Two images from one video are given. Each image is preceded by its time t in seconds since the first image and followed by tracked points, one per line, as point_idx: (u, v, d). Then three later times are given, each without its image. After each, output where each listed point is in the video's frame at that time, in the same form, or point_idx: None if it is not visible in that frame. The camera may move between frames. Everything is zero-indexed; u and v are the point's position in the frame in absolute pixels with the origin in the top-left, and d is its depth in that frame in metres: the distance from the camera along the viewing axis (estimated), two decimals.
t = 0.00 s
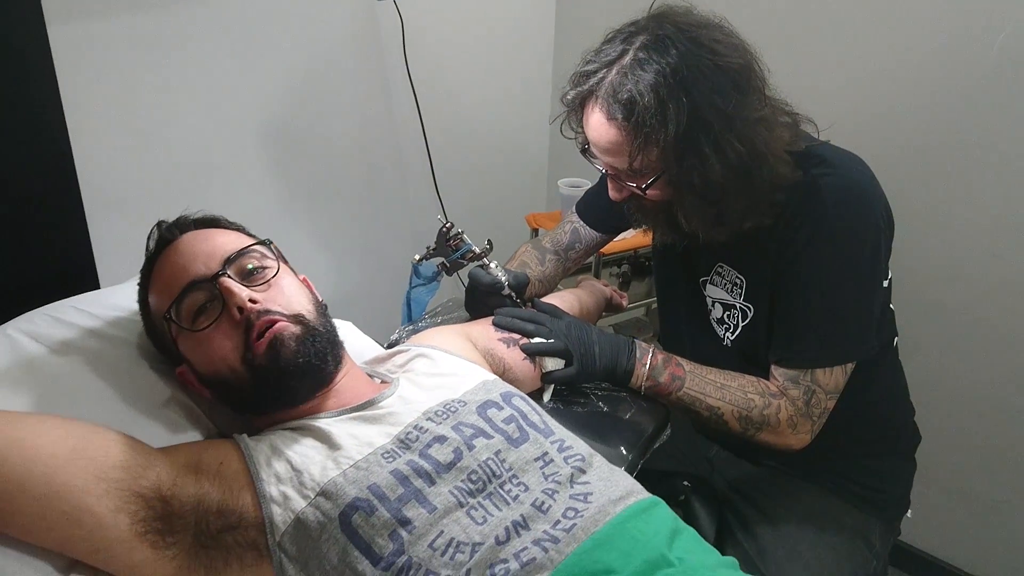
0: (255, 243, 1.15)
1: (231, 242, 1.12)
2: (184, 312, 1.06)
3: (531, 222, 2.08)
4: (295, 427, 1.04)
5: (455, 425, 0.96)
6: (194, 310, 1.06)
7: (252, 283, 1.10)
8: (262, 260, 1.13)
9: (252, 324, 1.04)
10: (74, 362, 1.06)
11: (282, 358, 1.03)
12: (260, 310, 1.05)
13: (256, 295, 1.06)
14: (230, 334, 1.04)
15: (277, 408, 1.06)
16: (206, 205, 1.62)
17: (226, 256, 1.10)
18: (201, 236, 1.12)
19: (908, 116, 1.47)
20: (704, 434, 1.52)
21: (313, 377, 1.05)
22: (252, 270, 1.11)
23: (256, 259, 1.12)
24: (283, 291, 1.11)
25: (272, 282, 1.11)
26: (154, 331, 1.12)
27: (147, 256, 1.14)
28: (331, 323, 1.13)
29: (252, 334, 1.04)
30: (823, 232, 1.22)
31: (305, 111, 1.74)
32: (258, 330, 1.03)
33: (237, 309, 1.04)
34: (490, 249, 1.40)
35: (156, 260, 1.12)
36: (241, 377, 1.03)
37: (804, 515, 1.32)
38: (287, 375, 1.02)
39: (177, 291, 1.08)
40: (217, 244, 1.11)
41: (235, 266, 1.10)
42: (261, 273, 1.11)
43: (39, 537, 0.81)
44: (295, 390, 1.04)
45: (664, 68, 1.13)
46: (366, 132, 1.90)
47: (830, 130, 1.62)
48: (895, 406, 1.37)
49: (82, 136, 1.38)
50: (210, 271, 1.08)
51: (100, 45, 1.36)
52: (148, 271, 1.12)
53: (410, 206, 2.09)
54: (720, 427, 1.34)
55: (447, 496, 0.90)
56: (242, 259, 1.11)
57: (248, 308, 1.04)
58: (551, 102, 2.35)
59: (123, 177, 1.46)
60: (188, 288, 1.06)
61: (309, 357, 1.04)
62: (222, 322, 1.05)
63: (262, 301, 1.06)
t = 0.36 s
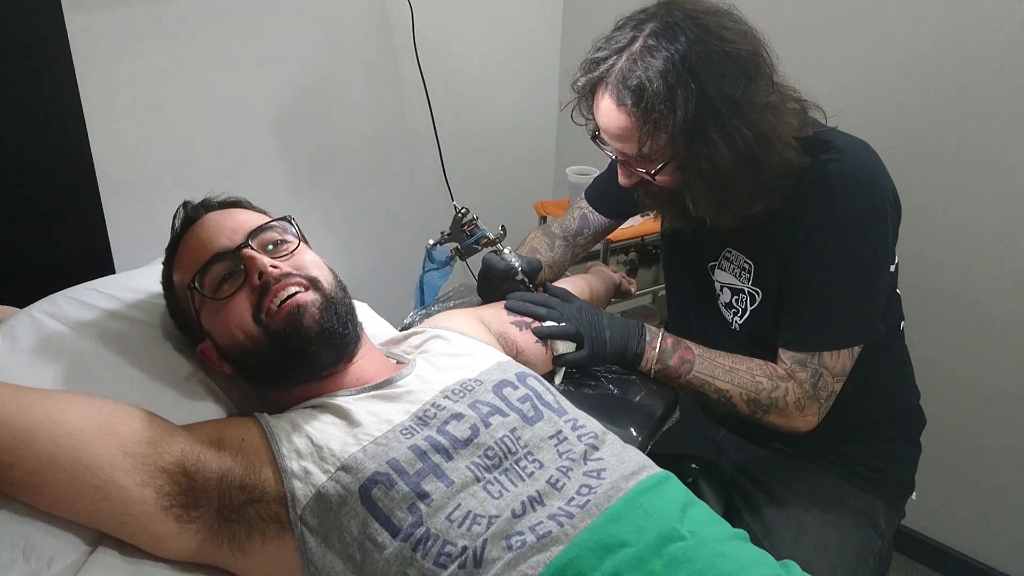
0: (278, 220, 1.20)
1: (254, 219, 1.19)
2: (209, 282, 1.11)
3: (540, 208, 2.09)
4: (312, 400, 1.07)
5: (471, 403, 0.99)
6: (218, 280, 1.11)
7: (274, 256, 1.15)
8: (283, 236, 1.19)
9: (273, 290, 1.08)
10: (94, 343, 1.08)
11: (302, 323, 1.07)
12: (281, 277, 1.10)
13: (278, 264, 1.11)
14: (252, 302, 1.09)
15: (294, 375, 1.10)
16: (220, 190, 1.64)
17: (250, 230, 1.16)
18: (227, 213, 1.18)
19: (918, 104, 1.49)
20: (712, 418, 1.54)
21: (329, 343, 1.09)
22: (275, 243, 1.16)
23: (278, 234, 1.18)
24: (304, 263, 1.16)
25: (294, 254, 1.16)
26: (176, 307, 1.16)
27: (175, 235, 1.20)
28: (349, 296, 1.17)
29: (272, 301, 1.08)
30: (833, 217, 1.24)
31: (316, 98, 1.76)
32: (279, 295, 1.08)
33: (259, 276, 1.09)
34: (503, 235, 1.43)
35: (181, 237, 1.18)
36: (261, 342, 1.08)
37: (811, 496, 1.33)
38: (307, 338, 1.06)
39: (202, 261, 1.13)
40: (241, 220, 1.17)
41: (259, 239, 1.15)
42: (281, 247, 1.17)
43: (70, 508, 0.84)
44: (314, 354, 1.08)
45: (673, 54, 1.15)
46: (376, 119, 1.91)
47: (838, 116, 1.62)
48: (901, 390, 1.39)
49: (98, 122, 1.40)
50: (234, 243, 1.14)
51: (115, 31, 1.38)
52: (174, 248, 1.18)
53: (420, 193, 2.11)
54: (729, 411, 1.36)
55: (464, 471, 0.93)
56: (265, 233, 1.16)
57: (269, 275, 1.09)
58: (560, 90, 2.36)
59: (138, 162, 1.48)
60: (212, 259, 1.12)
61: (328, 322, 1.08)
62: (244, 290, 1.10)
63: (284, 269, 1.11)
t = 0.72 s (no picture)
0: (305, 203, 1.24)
1: (281, 202, 1.22)
2: (235, 256, 1.13)
3: (551, 200, 2.09)
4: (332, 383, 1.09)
5: (484, 387, 1.01)
6: (244, 254, 1.13)
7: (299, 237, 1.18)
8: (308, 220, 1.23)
9: (301, 266, 1.11)
10: (113, 329, 1.10)
11: (326, 300, 1.10)
12: (308, 255, 1.13)
13: (305, 242, 1.14)
14: (277, 277, 1.11)
15: (315, 351, 1.12)
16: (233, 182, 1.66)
17: (277, 212, 1.19)
18: (257, 194, 1.21)
19: (931, 94, 1.48)
20: (723, 408, 1.54)
21: (350, 321, 1.12)
22: (302, 224, 1.19)
23: (304, 216, 1.21)
24: (329, 245, 1.19)
25: (320, 236, 1.19)
26: (199, 283, 1.18)
27: (202, 214, 1.22)
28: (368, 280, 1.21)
29: (298, 278, 1.11)
30: (846, 208, 1.24)
31: (330, 91, 1.78)
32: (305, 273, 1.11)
33: (287, 252, 1.12)
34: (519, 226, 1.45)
35: (208, 217, 1.21)
36: (285, 317, 1.10)
37: (821, 487, 1.33)
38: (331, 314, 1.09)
39: (230, 237, 1.15)
40: (269, 202, 1.21)
41: (287, 219, 1.19)
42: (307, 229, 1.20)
43: (92, 491, 0.86)
44: (335, 330, 1.11)
45: (688, 45, 1.15)
46: (387, 112, 1.92)
47: (851, 107, 1.62)
48: (912, 381, 1.38)
49: (115, 115, 1.43)
50: (263, 222, 1.17)
51: (133, 25, 1.40)
52: (201, 225, 1.20)
53: (431, 186, 2.12)
54: (740, 402, 1.36)
55: (476, 453, 0.94)
56: (293, 214, 1.20)
57: (297, 251, 1.12)
58: (572, 83, 2.36)
59: (153, 154, 1.50)
60: (240, 235, 1.14)
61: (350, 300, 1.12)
62: (271, 265, 1.12)
63: (310, 248, 1.14)
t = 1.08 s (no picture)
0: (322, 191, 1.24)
1: (299, 190, 1.23)
2: (253, 241, 1.14)
3: (561, 192, 2.09)
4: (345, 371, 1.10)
5: (496, 375, 1.01)
6: (261, 239, 1.14)
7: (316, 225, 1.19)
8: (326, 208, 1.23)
9: (317, 254, 1.12)
10: (126, 317, 1.10)
11: (342, 287, 1.11)
12: (325, 242, 1.13)
13: (322, 230, 1.15)
14: (294, 264, 1.12)
15: (329, 337, 1.13)
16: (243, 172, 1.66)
17: (295, 199, 1.20)
18: (275, 181, 1.22)
19: (946, 86, 1.46)
20: (732, 400, 1.54)
21: (366, 308, 1.12)
22: (318, 212, 1.20)
23: (321, 204, 1.22)
24: (345, 233, 1.19)
25: (336, 224, 1.20)
26: (214, 268, 1.18)
27: (219, 199, 1.23)
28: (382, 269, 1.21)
29: (314, 265, 1.12)
30: (858, 202, 1.23)
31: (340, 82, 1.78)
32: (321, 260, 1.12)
33: (304, 239, 1.12)
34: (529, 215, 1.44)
35: (226, 202, 1.21)
36: (300, 303, 1.10)
37: (830, 480, 1.33)
38: (345, 302, 1.10)
39: (247, 224, 1.16)
40: (287, 190, 1.21)
41: (304, 206, 1.19)
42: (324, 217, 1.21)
43: (106, 477, 0.87)
44: (349, 317, 1.11)
45: (701, 38, 1.14)
46: (397, 103, 1.92)
47: (864, 99, 1.60)
48: (924, 375, 1.38)
49: (126, 104, 1.43)
50: (280, 209, 1.17)
51: (144, 16, 1.41)
52: (218, 211, 1.21)
53: (440, 177, 2.12)
54: (750, 394, 1.35)
55: (488, 442, 0.94)
56: (310, 202, 1.20)
57: (314, 238, 1.12)
58: (582, 74, 2.35)
59: (164, 144, 1.51)
60: (257, 221, 1.15)
61: (365, 289, 1.12)
62: (287, 251, 1.12)
63: (327, 236, 1.15)
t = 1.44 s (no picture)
0: (318, 190, 1.23)
1: (296, 189, 1.21)
2: (253, 251, 1.14)
3: (567, 186, 2.09)
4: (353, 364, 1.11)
5: (505, 368, 1.02)
6: (262, 249, 1.14)
7: (316, 226, 1.18)
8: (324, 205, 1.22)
9: (318, 261, 1.12)
10: (136, 308, 1.11)
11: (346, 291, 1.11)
12: (325, 248, 1.13)
13: (321, 234, 1.14)
14: (296, 271, 1.12)
15: (337, 339, 1.14)
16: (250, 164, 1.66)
17: (292, 201, 1.19)
18: (268, 182, 1.21)
19: (956, 82, 1.46)
20: (738, 394, 1.54)
21: (371, 308, 1.13)
22: (315, 214, 1.19)
23: (319, 204, 1.21)
24: (345, 233, 1.19)
25: (335, 225, 1.19)
26: (219, 275, 1.19)
27: (216, 203, 1.22)
28: (386, 265, 1.21)
29: (317, 270, 1.12)
30: (866, 198, 1.23)
31: (348, 76, 1.78)
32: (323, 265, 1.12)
33: (304, 246, 1.12)
34: (534, 208, 1.45)
35: (225, 207, 1.21)
36: (306, 310, 1.11)
37: (835, 475, 1.34)
38: (350, 308, 1.11)
39: (246, 232, 1.16)
40: (283, 191, 1.20)
41: (301, 209, 1.18)
42: (323, 217, 1.20)
43: (117, 467, 0.88)
44: (356, 321, 1.12)
45: (715, 33, 1.14)
46: (404, 96, 1.92)
47: (873, 96, 1.60)
48: (930, 371, 1.38)
49: (136, 97, 1.43)
50: (278, 214, 1.16)
51: (154, 9, 1.41)
52: (216, 217, 1.21)
53: (446, 170, 2.12)
54: (756, 389, 1.36)
55: (497, 434, 0.95)
56: (306, 204, 1.19)
57: (314, 245, 1.12)
58: (588, 69, 2.35)
59: (173, 136, 1.51)
60: (256, 229, 1.15)
61: (369, 291, 1.13)
62: (289, 260, 1.13)
63: (327, 239, 1.14)
